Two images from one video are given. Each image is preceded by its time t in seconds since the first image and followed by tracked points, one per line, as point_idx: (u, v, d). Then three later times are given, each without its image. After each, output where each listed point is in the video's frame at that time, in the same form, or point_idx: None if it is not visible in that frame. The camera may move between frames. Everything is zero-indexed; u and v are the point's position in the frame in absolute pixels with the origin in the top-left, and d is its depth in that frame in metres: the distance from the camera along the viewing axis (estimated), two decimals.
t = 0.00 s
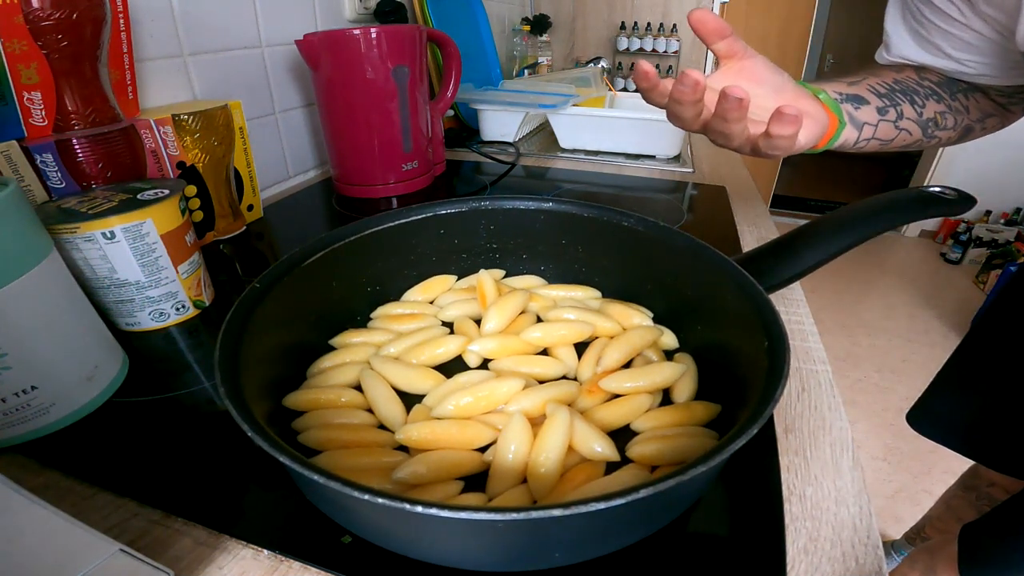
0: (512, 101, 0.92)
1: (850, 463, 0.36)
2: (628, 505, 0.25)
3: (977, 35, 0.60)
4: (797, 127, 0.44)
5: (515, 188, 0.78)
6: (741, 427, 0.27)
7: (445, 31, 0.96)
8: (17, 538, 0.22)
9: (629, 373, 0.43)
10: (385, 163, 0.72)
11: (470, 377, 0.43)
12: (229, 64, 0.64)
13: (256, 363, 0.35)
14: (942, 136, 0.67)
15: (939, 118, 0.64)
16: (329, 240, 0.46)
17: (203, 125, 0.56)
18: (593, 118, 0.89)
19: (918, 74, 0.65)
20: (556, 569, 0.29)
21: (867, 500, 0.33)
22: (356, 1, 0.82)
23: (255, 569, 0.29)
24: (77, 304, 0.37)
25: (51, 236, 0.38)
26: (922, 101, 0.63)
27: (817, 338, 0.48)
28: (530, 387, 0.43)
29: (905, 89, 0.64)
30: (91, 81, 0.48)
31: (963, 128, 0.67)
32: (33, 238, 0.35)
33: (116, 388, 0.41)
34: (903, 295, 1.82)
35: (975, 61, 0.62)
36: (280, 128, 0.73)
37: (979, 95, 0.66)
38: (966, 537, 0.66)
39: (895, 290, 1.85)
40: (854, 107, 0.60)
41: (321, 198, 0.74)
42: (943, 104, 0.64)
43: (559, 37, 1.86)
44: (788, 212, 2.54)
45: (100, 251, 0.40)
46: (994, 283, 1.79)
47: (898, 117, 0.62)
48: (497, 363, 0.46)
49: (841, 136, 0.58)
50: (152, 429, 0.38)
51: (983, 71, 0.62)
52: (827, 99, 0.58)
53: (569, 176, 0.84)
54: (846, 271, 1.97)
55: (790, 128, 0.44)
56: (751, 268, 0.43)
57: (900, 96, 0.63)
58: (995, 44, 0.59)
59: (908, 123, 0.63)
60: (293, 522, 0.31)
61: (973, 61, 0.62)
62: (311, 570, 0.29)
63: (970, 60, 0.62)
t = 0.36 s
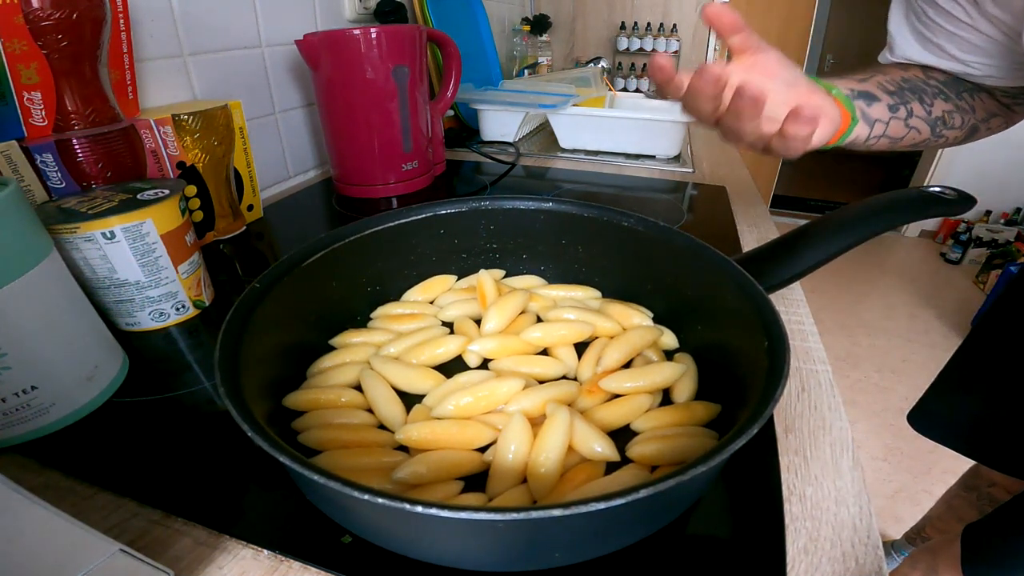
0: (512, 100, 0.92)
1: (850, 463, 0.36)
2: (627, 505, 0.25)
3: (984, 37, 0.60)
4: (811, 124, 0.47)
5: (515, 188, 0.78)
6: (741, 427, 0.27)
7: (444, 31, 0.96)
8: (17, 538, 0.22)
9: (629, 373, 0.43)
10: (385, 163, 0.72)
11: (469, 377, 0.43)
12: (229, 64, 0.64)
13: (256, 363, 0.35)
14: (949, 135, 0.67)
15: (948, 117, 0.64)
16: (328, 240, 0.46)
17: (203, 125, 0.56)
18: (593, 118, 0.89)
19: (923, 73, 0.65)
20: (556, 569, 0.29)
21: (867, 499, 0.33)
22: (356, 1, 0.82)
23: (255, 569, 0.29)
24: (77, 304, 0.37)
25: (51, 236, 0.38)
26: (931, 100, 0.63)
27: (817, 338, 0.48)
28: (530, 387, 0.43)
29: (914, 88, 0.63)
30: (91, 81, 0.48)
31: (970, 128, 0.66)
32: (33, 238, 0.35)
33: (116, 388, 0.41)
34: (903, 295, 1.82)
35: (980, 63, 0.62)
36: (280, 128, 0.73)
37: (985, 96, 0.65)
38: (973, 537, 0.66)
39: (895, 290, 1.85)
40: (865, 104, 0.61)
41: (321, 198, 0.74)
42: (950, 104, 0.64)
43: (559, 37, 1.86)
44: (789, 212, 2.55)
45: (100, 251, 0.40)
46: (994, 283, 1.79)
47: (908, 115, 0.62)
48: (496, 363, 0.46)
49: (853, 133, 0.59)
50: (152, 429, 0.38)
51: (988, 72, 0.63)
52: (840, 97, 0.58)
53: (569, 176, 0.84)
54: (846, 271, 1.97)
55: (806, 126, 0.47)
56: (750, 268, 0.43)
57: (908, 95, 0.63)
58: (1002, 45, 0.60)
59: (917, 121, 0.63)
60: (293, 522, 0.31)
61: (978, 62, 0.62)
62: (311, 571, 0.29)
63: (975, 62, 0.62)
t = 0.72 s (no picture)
0: (512, 100, 0.92)
1: (850, 463, 0.36)
2: (627, 506, 0.25)
3: (993, 34, 0.60)
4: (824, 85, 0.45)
5: (515, 188, 0.78)
6: (741, 427, 0.27)
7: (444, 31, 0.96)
8: (17, 538, 0.22)
9: (629, 374, 0.43)
10: (385, 163, 0.72)
11: (469, 377, 0.43)
12: (229, 64, 0.64)
13: (256, 363, 0.35)
14: (966, 126, 0.67)
15: (965, 107, 0.64)
16: (328, 240, 0.46)
17: (204, 125, 0.56)
18: (593, 118, 0.89)
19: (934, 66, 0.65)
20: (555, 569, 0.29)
21: (867, 499, 0.33)
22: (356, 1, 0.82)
23: (254, 569, 0.29)
24: (77, 305, 0.37)
25: (51, 236, 0.38)
26: (946, 93, 0.64)
27: (817, 338, 0.48)
28: (529, 387, 0.43)
29: (928, 80, 0.63)
30: (91, 81, 0.48)
31: (986, 119, 0.67)
32: (33, 238, 0.35)
33: (116, 388, 0.41)
34: (903, 295, 1.82)
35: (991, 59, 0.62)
36: (280, 128, 0.73)
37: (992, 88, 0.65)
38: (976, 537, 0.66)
39: (896, 290, 1.85)
40: (881, 92, 0.60)
41: (321, 199, 0.74)
42: (965, 94, 0.64)
43: (559, 37, 1.86)
44: (789, 212, 2.54)
45: (100, 251, 0.40)
46: (994, 283, 1.79)
47: (924, 103, 0.62)
48: (496, 363, 0.46)
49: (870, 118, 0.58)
50: (152, 429, 0.38)
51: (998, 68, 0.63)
52: (855, 84, 0.58)
53: (569, 176, 0.84)
54: (846, 271, 1.97)
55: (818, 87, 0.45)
56: (750, 267, 0.43)
57: (923, 84, 0.63)
58: (1012, 42, 0.60)
59: (934, 110, 0.63)
60: (293, 522, 0.31)
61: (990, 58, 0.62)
62: (311, 570, 0.29)
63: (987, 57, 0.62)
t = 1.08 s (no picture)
0: (512, 101, 0.92)
1: (850, 463, 0.36)
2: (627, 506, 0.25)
3: None
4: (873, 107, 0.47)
5: (516, 188, 0.78)
6: (742, 427, 0.27)
7: (444, 31, 0.96)
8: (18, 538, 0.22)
9: (629, 374, 0.43)
10: (385, 163, 0.72)
11: (469, 377, 0.43)
12: (229, 64, 0.64)
13: (256, 364, 0.36)
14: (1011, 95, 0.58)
15: (1019, 85, 0.56)
16: (329, 240, 0.46)
17: (204, 125, 0.56)
18: (593, 118, 0.89)
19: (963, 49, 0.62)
20: (555, 569, 0.29)
21: (867, 499, 0.33)
22: (356, 1, 0.82)
23: (255, 569, 0.29)
24: (77, 305, 0.37)
25: (51, 236, 0.38)
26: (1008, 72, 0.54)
27: (817, 338, 0.48)
28: (529, 387, 0.43)
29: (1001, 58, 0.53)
30: (91, 81, 0.48)
31: None
32: (32, 238, 0.34)
33: (115, 388, 0.41)
34: (903, 295, 1.82)
35: None
36: (280, 128, 0.73)
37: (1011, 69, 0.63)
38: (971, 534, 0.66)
39: (895, 290, 1.85)
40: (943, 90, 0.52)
41: (321, 199, 0.74)
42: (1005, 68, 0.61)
43: (559, 37, 1.86)
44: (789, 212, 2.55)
45: (100, 251, 0.40)
46: (994, 284, 1.79)
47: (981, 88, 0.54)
48: (496, 363, 0.46)
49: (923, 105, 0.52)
50: (151, 429, 0.38)
51: None
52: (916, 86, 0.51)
53: (569, 176, 0.84)
54: (846, 271, 1.97)
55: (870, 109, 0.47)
56: (750, 267, 0.43)
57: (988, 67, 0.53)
58: None
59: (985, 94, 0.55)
60: (293, 521, 0.31)
61: None
62: (311, 570, 0.29)
63: None
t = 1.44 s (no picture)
0: (512, 101, 0.92)
1: (850, 463, 0.36)
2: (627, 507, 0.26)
3: None
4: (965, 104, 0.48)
5: (516, 188, 0.78)
6: (742, 427, 0.27)
7: (444, 31, 0.96)
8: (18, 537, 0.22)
9: (629, 374, 0.43)
10: (385, 163, 0.72)
11: (469, 377, 0.43)
12: (229, 63, 0.64)
13: (256, 364, 0.35)
14: None
15: None
16: (329, 240, 0.46)
17: (204, 125, 0.56)
18: (593, 118, 0.89)
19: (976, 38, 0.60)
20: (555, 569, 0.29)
21: (867, 499, 0.33)
22: (356, 1, 0.82)
23: (255, 569, 0.29)
24: (76, 305, 0.37)
25: (51, 236, 0.38)
26: None
27: (817, 338, 0.48)
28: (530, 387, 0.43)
29: None
30: (91, 81, 0.48)
31: None
32: (32, 239, 0.34)
33: (115, 388, 0.41)
34: (903, 296, 1.82)
35: None
36: (280, 128, 0.73)
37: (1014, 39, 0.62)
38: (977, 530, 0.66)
39: (896, 291, 1.85)
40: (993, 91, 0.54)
41: (321, 199, 0.74)
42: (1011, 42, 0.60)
43: (559, 37, 1.86)
44: (789, 212, 2.55)
45: (100, 251, 0.40)
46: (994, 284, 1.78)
47: None
48: (497, 363, 0.46)
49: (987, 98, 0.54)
50: (151, 429, 0.38)
51: None
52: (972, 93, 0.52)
53: (569, 176, 0.84)
54: (846, 271, 1.97)
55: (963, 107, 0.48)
56: (750, 267, 0.43)
57: None
58: None
59: None
60: (293, 521, 0.31)
61: None
62: (311, 570, 0.29)
63: None
